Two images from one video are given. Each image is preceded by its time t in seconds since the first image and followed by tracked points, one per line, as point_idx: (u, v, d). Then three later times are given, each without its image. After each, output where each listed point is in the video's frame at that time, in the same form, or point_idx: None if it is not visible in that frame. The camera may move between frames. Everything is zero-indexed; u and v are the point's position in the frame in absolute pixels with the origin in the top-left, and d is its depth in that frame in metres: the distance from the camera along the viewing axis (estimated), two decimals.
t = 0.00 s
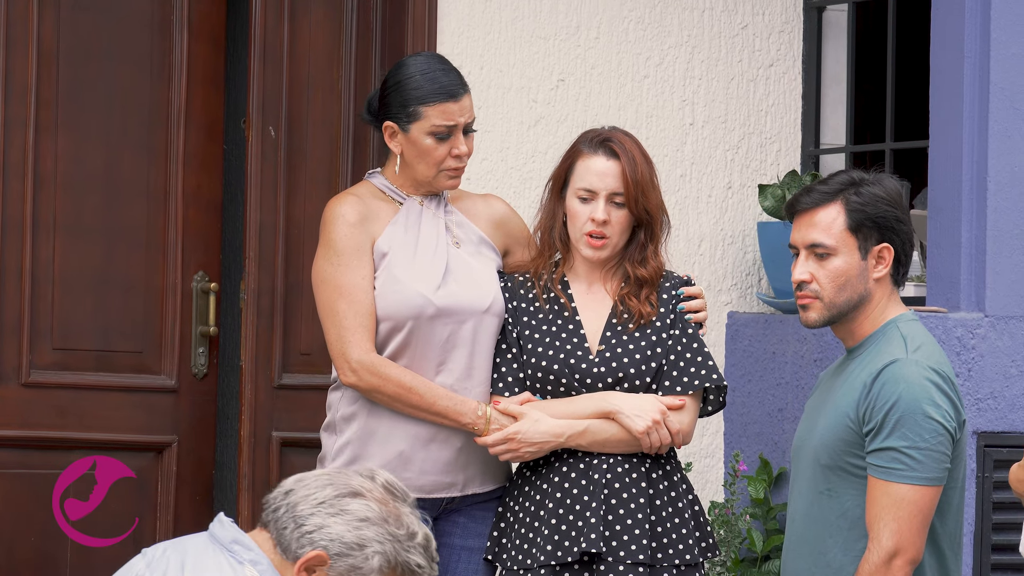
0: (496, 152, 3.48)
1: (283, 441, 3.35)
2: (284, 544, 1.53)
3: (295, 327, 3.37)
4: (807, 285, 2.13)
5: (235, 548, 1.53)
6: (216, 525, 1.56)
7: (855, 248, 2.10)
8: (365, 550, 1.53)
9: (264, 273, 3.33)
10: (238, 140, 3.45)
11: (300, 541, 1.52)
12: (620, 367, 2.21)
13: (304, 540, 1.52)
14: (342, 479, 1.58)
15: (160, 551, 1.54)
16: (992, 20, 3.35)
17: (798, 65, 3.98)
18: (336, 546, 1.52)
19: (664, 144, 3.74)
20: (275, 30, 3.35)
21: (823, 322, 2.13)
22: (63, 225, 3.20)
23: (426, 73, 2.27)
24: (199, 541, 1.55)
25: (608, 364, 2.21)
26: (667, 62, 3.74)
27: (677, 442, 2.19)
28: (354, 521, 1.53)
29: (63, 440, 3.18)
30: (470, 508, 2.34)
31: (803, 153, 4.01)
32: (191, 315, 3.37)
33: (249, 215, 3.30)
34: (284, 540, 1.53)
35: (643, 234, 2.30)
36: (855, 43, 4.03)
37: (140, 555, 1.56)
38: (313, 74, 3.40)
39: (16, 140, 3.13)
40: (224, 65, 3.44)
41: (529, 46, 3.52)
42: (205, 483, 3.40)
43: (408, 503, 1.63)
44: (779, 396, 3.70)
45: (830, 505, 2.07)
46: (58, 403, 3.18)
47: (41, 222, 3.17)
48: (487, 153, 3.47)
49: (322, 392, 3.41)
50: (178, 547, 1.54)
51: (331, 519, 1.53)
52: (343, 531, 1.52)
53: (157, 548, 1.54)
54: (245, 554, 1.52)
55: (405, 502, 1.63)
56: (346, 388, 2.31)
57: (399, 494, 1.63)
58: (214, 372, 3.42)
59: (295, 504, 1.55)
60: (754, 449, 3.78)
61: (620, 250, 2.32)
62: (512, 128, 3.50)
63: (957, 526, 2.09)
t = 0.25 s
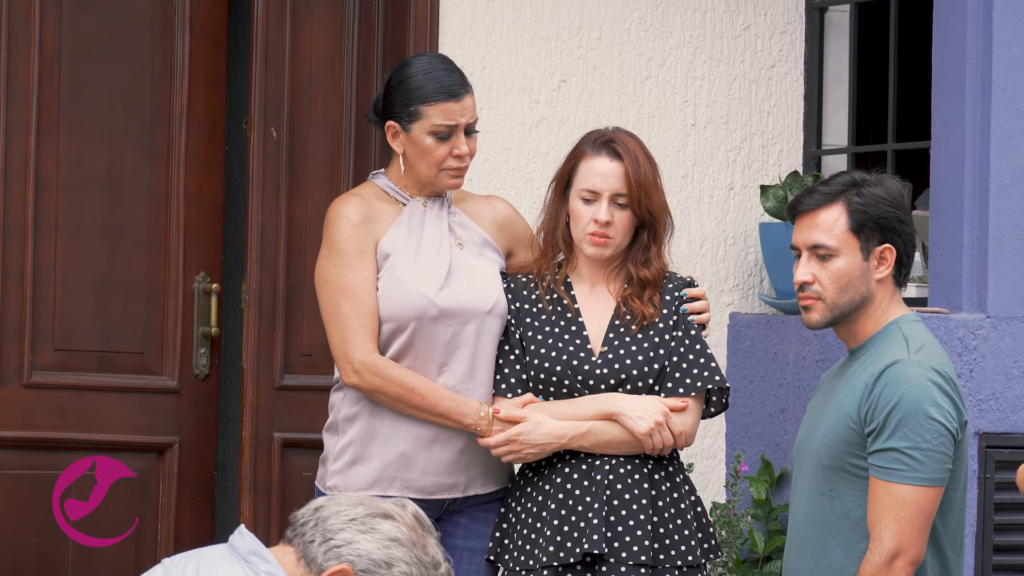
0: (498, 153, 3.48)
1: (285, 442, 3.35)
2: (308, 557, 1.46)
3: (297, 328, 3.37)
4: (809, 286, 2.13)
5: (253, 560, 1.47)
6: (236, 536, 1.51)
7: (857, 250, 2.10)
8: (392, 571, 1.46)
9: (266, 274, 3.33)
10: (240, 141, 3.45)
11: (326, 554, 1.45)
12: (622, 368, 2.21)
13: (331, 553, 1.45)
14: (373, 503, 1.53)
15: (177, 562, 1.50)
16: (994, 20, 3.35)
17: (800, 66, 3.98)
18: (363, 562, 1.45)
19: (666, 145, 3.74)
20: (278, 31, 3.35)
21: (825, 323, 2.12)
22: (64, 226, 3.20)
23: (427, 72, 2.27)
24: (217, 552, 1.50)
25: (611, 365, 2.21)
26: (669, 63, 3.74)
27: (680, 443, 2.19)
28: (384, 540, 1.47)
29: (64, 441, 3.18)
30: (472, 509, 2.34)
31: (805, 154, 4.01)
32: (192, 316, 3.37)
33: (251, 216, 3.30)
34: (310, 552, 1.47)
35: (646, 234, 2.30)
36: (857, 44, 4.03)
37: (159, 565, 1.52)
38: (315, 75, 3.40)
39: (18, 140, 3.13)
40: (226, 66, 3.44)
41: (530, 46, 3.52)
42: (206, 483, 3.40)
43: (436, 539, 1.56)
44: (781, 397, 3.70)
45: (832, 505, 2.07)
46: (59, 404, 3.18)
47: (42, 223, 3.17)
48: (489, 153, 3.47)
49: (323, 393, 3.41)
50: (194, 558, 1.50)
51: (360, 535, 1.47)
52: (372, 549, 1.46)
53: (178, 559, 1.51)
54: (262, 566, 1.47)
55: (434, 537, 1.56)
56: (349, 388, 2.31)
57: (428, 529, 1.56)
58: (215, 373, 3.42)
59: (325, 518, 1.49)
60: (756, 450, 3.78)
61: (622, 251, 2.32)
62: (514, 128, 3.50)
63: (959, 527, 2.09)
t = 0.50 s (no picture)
0: (498, 153, 3.48)
1: (285, 442, 3.35)
2: (323, 563, 1.45)
3: (297, 328, 3.37)
4: (809, 286, 2.13)
5: (260, 566, 1.46)
6: (245, 542, 1.50)
7: (858, 250, 2.10)
8: None
9: (266, 275, 3.33)
10: (240, 141, 3.45)
11: (341, 561, 1.44)
12: (623, 369, 2.21)
13: (347, 560, 1.44)
14: (391, 524, 1.53)
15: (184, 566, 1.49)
16: (994, 21, 3.35)
17: (801, 66, 3.98)
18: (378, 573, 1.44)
19: (666, 145, 3.74)
20: (278, 32, 3.35)
21: (826, 324, 2.12)
22: (64, 227, 3.19)
23: (424, 72, 2.27)
24: (225, 558, 1.49)
25: (612, 366, 2.21)
26: (670, 63, 3.74)
27: (681, 444, 2.19)
28: (400, 556, 1.46)
29: (64, 442, 3.18)
30: (473, 509, 2.34)
31: (805, 154, 4.01)
32: (192, 316, 3.36)
33: (251, 216, 3.30)
34: (325, 560, 1.46)
35: (647, 235, 2.30)
36: (857, 45, 4.03)
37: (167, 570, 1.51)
38: (315, 76, 3.40)
39: (18, 141, 3.13)
40: (226, 67, 3.44)
41: (531, 47, 3.52)
42: (207, 484, 3.40)
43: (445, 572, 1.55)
44: (781, 397, 3.70)
45: (832, 505, 2.07)
46: (59, 404, 3.18)
47: (43, 223, 3.17)
48: (489, 154, 3.47)
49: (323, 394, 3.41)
50: (201, 562, 1.49)
51: (377, 547, 1.46)
52: (388, 562, 1.45)
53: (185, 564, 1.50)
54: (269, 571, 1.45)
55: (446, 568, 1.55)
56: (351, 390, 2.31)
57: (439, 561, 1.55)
58: (215, 373, 3.41)
59: (344, 529, 1.49)
60: (756, 451, 3.78)
61: (624, 252, 2.31)
62: (514, 129, 3.50)
63: (960, 527, 2.08)
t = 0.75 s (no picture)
0: (497, 153, 3.48)
1: (284, 442, 3.35)
2: (326, 569, 1.45)
3: (296, 328, 3.37)
4: (810, 286, 2.12)
5: (258, 567, 1.46)
6: (244, 545, 1.50)
7: (858, 250, 2.10)
8: None
9: (266, 274, 3.32)
10: (239, 140, 3.44)
11: (345, 568, 1.44)
12: (624, 369, 2.20)
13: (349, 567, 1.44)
14: (397, 535, 1.52)
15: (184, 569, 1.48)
16: (994, 20, 3.34)
17: (801, 65, 3.98)
18: None
19: (666, 145, 3.74)
20: (277, 31, 3.34)
21: (826, 324, 2.12)
22: (63, 226, 3.19)
23: (420, 77, 2.27)
24: (224, 560, 1.49)
25: (613, 366, 2.20)
26: (670, 63, 3.74)
27: (682, 444, 2.18)
28: (404, 567, 1.46)
29: (63, 441, 3.17)
30: (473, 508, 2.34)
31: (805, 154, 4.01)
32: (192, 316, 3.36)
33: (250, 215, 3.30)
34: (327, 566, 1.45)
35: (648, 235, 2.30)
36: (857, 44, 4.02)
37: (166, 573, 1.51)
38: (314, 75, 3.40)
39: (17, 140, 3.13)
40: (226, 66, 3.43)
41: (530, 46, 3.52)
42: (207, 484, 3.40)
43: None
44: (781, 397, 3.70)
45: (832, 504, 2.07)
46: (59, 404, 3.18)
47: (42, 222, 3.16)
48: (489, 153, 3.46)
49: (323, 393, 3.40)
50: (201, 565, 1.48)
51: (381, 557, 1.46)
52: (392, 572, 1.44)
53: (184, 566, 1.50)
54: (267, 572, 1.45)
55: None
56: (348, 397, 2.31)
57: None
58: (215, 372, 3.41)
59: (349, 536, 1.49)
60: (756, 450, 3.78)
61: (625, 252, 2.31)
62: (514, 128, 3.50)
63: (959, 526, 2.08)
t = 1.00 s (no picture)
0: (497, 151, 3.47)
1: (284, 441, 3.35)
2: (324, 574, 1.44)
3: (296, 327, 3.37)
4: (811, 285, 2.12)
5: (256, 567, 1.44)
6: (239, 546, 1.49)
7: (858, 249, 2.09)
8: None
9: (265, 273, 3.32)
10: (239, 139, 3.44)
11: (344, 573, 1.43)
12: (624, 368, 2.20)
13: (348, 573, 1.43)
14: (395, 543, 1.51)
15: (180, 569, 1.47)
16: (994, 19, 3.34)
17: (801, 64, 3.97)
18: None
19: (666, 143, 3.74)
20: (277, 29, 3.34)
21: (826, 322, 2.11)
22: (62, 225, 3.19)
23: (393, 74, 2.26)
24: (220, 560, 1.47)
25: (613, 365, 2.20)
26: (669, 61, 3.73)
27: (683, 442, 2.18)
28: (403, 574, 1.45)
29: (63, 440, 3.17)
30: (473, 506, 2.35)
31: (805, 152, 4.00)
32: (191, 314, 3.36)
33: (250, 214, 3.29)
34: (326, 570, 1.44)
35: (647, 234, 2.29)
36: (857, 42, 4.02)
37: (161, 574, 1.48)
38: (313, 74, 3.40)
39: (16, 139, 3.12)
40: (225, 64, 3.43)
41: (530, 45, 3.52)
42: (207, 483, 3.40)
43: None
44: (781, 395, 3.70)
45: (832, 502, 2.07)
46: (58, 403, 3.18)
47: (42, 221, 3.16)
48: (488, 152, 3.46)
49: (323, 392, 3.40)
50: (197, 565, 1.47)
51: (380, 564, 1.45)
52: None
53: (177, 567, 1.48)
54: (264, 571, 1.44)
55: None
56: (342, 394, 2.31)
57: None
58: (214, 371, 3.41)
59: (349, 541, 1.49)
60: (756, 449, 3.78)
61: (624, 250, 2.31)
62: (514, 127, 3.49)
63: (960, 524, 2.08)
